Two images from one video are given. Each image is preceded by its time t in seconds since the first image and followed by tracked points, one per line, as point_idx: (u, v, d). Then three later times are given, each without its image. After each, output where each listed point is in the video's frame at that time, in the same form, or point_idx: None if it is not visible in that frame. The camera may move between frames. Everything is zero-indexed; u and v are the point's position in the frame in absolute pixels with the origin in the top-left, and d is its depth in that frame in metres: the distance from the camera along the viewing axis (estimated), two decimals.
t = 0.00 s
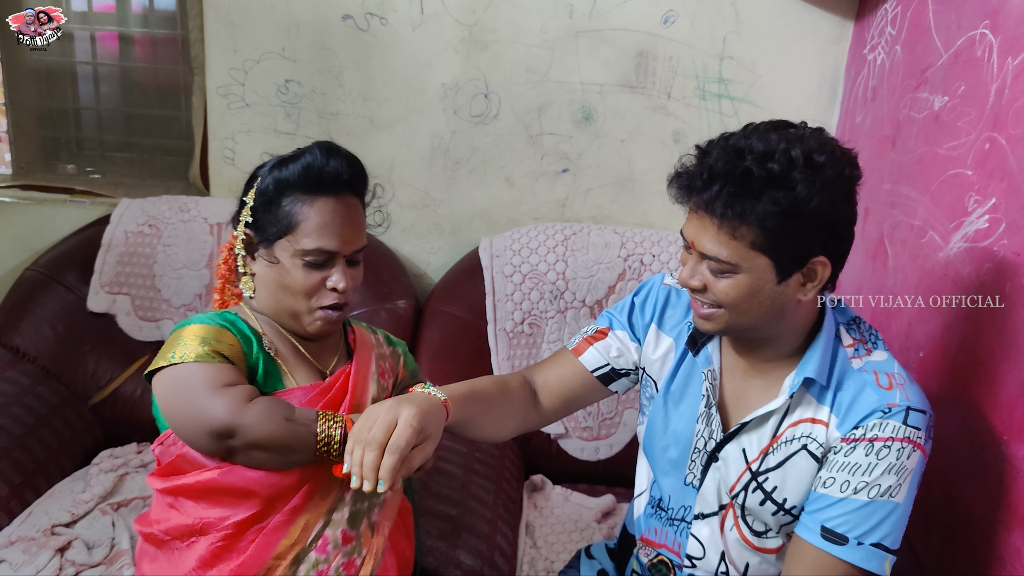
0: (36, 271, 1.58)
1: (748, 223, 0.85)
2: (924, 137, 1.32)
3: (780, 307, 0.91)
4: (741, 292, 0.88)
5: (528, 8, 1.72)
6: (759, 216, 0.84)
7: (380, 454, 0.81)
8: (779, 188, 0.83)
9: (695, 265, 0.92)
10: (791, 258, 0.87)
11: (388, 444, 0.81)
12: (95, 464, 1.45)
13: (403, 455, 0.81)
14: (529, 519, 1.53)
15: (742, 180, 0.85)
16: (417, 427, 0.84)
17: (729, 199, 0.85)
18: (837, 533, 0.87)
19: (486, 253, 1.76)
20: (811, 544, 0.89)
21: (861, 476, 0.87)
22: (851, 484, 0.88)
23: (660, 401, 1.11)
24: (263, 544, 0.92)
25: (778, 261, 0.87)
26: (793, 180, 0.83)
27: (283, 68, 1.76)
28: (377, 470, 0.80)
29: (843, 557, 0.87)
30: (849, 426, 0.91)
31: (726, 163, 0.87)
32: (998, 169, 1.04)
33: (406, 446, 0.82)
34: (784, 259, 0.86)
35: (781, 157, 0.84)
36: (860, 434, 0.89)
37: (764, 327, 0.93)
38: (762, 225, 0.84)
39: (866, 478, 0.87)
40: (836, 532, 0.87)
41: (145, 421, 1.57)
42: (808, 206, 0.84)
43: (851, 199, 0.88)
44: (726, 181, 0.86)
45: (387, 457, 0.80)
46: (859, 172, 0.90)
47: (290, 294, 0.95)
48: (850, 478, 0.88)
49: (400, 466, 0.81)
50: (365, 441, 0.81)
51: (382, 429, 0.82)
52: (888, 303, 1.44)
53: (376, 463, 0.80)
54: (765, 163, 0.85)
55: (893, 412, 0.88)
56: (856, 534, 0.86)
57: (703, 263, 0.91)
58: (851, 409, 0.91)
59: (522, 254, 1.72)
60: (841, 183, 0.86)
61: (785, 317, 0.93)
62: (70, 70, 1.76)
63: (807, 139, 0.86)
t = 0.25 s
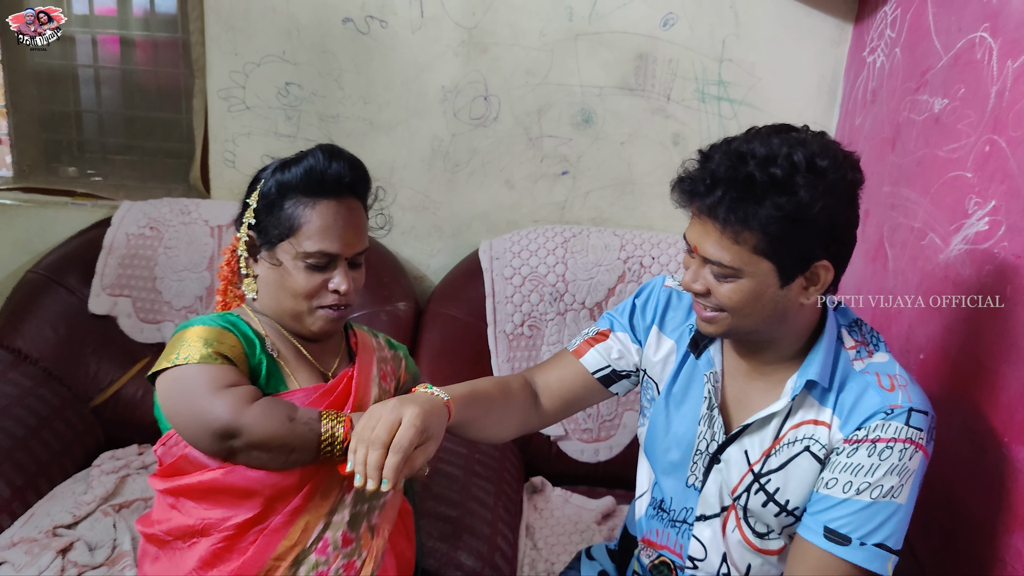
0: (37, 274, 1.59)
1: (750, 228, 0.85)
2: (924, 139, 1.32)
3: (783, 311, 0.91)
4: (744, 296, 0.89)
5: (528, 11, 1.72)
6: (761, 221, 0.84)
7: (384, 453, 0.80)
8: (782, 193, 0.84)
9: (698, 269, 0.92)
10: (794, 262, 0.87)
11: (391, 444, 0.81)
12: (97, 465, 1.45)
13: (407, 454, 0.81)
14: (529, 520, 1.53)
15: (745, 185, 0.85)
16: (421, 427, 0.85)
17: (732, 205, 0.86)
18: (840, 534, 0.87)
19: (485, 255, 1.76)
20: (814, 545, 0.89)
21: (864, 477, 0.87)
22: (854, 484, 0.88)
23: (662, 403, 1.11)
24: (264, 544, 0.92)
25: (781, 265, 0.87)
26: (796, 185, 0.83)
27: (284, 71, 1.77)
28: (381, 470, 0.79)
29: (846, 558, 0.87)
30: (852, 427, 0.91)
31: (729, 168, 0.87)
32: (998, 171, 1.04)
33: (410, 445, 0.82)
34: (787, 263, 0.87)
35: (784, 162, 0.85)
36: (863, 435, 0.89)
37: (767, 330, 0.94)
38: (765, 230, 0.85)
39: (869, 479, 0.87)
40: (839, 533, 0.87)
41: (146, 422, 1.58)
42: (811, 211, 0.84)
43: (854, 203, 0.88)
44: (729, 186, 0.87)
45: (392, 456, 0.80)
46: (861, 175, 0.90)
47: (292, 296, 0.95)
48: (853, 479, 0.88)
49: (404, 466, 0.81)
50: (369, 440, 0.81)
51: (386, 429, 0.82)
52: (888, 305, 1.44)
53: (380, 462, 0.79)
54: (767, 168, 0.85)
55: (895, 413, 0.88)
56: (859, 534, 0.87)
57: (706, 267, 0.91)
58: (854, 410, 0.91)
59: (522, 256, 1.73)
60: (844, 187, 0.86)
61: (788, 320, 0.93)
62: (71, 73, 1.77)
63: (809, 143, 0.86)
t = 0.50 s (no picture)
0: (35, 275, 1.59)
1: (748, 229, 0.86)
2: (918, 141, 1.33)
3: (780, 312, 0.92)
4: (742, 297, 0.90)
5: (524, 14, 1.73)
6: (760, 223, 0.85)
7: (389, 453, 0.81)
8: (781, 196, 0.85)
9: (696, 270, 0.93)
10: (791, 264, 0.88)
11: (396, 443, 0.81)
12: (95, 466, 1.46)
13: (412, 453, 0.82)
14: (526, 520, 1.54)
15: (743, 187, 0.86)
16: (424, 426, 0.85)
17: (731, 206, 0.86)
18: (835, 533, 0.88)
19: (482, 257, 1.77)
20: (810, 544, 0.90)
21: (858, 477, 0.88)
22: (849, 484, 0.89)
23: (659, 403, 1.12)
24: (267, 545, 0.92)
25: (779, 267, 0.88)
26: (794, 188, 0.84)
27: (281, 73, 1.77)
28: (385, 469, 0.80)
29: (842, 557, 0.88)
30: (848, 427, 0.92)
31: (727, 170, 0.88)
32: (991, 173, 1.06)
33: (414, 445, 0.82)
34: (784, 265, 0.88)
35: (782, 165, 0.86)
36: (858, 435, 0.90)
37: (764, 330, 0.95)
38: (763, 232, 0.85)
39: (863, 479, 0.88)
40: (834, 532, 0.88)
41: (145, 423, 1.58)
42: (809, 213, 0.85)
43: (850, 205, 0.89)
44: (728, 188, 0.87)
45: (396, 456, 0.80)
46: (858, 178, 0.91)
47: (294, 297, 0.97)
48: (847, 479, 0.89)
49: (409, 466, 0.81)
50: (373, 440, 0.81)
51: (389, 428, 0.82)
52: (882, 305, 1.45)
53: (384, 461, 0.80)
54: (766, 171, 0.86)
55: (891, 414, 0.89)
56: (854, 533, 0.88)
57: (705, 268, 0.92)
58: (850, 410, 0.92)
59: (519, 257, 1.74)
60: (841, 190, 0.87)
61: (785, 321, 0.94)
62: (70, 75, 1.77)
63: (807, 146, 0.87)
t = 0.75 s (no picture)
0: (39, 279, 1.60)
1: (752, 234, 0.87)
2: (917, 145, 1.35)
3: (783, 315, 0.93)
4: (745, 300, 0.91)
5: (525, 19, 1.74)
6: (764, 228, 0.86)
7: (402, 448, 0.82)
8: (784, 201, 0.86)
9: (701, 273, 0.95)
10: (795, 269, 0.89)
11: (410, 440, 0.83)
12: (100, 469, 1.46)
13: (425, 449, 0.83)
14: (530, 521, 1.55)
15: (748, 192, 0.87)
16: (438, 423, 0.86)
17: (735, 211, 0.87)
18: (838, 533, 0.89)
19: (484, 260, 1.78)
20: (813, 545, 0.91)
21: (861, 478, 0.89)
22: (852, 485, 0.90)
23: (663, 406, 1.13)
24: (282, 549, 0.94)
25: (782, 271, 0.89)
26: (798, 194, 0.86)
27: (284, 78, 1.78)
28: (399, 464, 0.81)
29: (845, 557, 0.89)
30: (850, 429, 0.93)
31: (732, 175, 0.90)
32: (990, 177, 1.07)
33: (427, 442, 0.84)
34: (788, 269, 0.89)
35: (786, 171, 0.87)
36: (861, 436, 0.91)
37: (767, 333, 0.96)
38: (767, 236, 0.87)
39: (866, 480, 0.89)
40: (837, 533, 0.90)
41: (150, 426, 1.59)
42: (812, 219, 0.86)
43: (853, 211, 0.91)
44: (732, 193, 0.88)
45: (410, 452, 0.82)
46: (861, 184, 0.93)
47: (309, 301, 0.98)
48: (851, 480, 0.90)
49: (421, 462, 0.83)
50: (387, 436, 0.82)
51: (404, 424, 0.84)
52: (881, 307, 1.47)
53: (398, 457, 0.81)
54: (770, 176, 0.87)
55: (892, 416, 0.90)
56: (858, 534, 0.89)
57: (709, 271, 0.93)
58: (852, 412, 0.94)
59: (521, 260, 1.75)
60: (844, 196, 0.88)
61: (788, 324, 0.95)
62: (72, 80, 1.78)
63: (811, 152, 0.89)
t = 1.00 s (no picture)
0: (41, 277, 1.60)
1: (761, 229, 0.89)
2: (916, 143, 1.36)
3: (789, 310, 0.94)
4: (752, 295, 0.92)
5: (526, 18, 1.76)
6: (773, 223, 0.88)
7: (424, 440, 0.83)
8: (793, 197, 0.87)
9: (709, 268, 0.95)
10: (802, 264, 0.90)
11: (431, 430, 0.84)
12: (104, 467, 1.46)
13: (446, 440, 0.85)
14: (533, 518, 1.56)
15: (757, 187, 0.88)
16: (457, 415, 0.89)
17: (745, 207, 0.89)
18: (844, 526, 0.90)
19: (486, 258, 1.79)
20: (820, 537, 0.92)
21: (867, 471, 0.90)
22: (858, 478, 0.91)
23: (669, 400, 1.14)
24: (299, 547, 0.97)
25: (790, 267, 0.90)
26: (806, 190, 0.87)
27: (286, 77, 1.79)
28: (421, 457, 0.82)
29: (851, 549, 0.90)
30: (855, 423, 0.94)
31: (742, 170, 0.91)
32: (989, 174, 1.09)
33: (448, 431, 0.85)
34: (795, 264, 0.90)
35: (796, 167, 0.88)
36: (866, 430, 0.92)
37: (772, 328, 0.97)
38: (775, 231, 0.88)
39: (872, 473, 0.90)
40: (843, 525, 0.90)
41: (152, 424, 1.59)
42: (820, 215, 0.88)
43: (860, 208, 0.92)
44: (742, 189, 0.90)
45: (432, 442, 0.83)
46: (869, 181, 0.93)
47: (320, 298, 0.99)
48: (856, 473, 0.91)
49: (443, 453, 0.84)
50: (408, 427, 0.84)
51: (424, 415, 0.86)
52: (881, 303, 1.48)
53: (420, 448, 0.82)
54: (780, 172, 0.88)
55: (897, 410, 0.91)
56: (864, 526, 0.90)
57: (717, 266, 0.94)
58: (857, 406, 0.95)
59: (522, 258, 1.76)
60: (851, 192, 0.89)
61: (793, 320, 0.96)
62: (74, 78, 1.78)
63: (820, 149, 0.90)
